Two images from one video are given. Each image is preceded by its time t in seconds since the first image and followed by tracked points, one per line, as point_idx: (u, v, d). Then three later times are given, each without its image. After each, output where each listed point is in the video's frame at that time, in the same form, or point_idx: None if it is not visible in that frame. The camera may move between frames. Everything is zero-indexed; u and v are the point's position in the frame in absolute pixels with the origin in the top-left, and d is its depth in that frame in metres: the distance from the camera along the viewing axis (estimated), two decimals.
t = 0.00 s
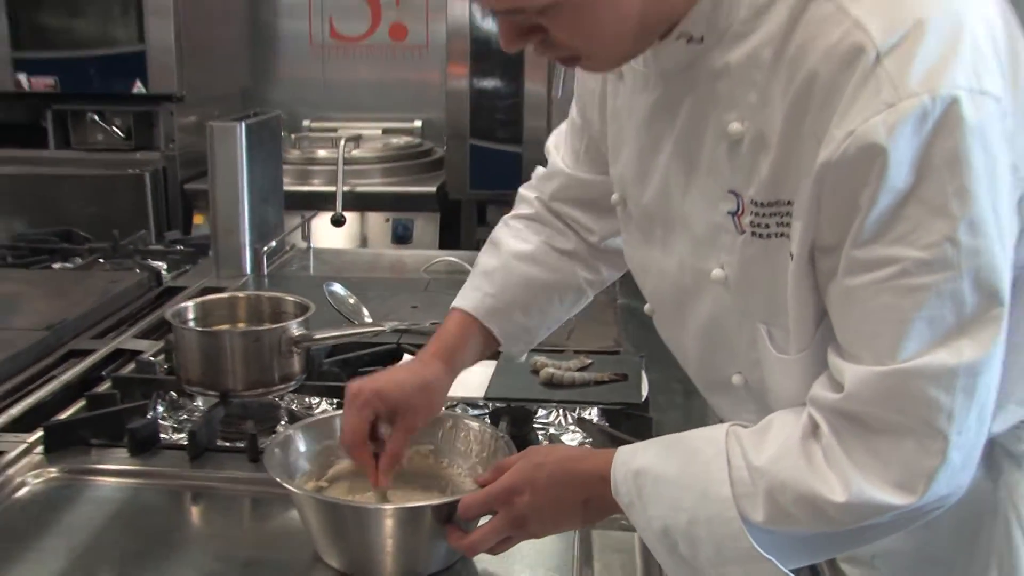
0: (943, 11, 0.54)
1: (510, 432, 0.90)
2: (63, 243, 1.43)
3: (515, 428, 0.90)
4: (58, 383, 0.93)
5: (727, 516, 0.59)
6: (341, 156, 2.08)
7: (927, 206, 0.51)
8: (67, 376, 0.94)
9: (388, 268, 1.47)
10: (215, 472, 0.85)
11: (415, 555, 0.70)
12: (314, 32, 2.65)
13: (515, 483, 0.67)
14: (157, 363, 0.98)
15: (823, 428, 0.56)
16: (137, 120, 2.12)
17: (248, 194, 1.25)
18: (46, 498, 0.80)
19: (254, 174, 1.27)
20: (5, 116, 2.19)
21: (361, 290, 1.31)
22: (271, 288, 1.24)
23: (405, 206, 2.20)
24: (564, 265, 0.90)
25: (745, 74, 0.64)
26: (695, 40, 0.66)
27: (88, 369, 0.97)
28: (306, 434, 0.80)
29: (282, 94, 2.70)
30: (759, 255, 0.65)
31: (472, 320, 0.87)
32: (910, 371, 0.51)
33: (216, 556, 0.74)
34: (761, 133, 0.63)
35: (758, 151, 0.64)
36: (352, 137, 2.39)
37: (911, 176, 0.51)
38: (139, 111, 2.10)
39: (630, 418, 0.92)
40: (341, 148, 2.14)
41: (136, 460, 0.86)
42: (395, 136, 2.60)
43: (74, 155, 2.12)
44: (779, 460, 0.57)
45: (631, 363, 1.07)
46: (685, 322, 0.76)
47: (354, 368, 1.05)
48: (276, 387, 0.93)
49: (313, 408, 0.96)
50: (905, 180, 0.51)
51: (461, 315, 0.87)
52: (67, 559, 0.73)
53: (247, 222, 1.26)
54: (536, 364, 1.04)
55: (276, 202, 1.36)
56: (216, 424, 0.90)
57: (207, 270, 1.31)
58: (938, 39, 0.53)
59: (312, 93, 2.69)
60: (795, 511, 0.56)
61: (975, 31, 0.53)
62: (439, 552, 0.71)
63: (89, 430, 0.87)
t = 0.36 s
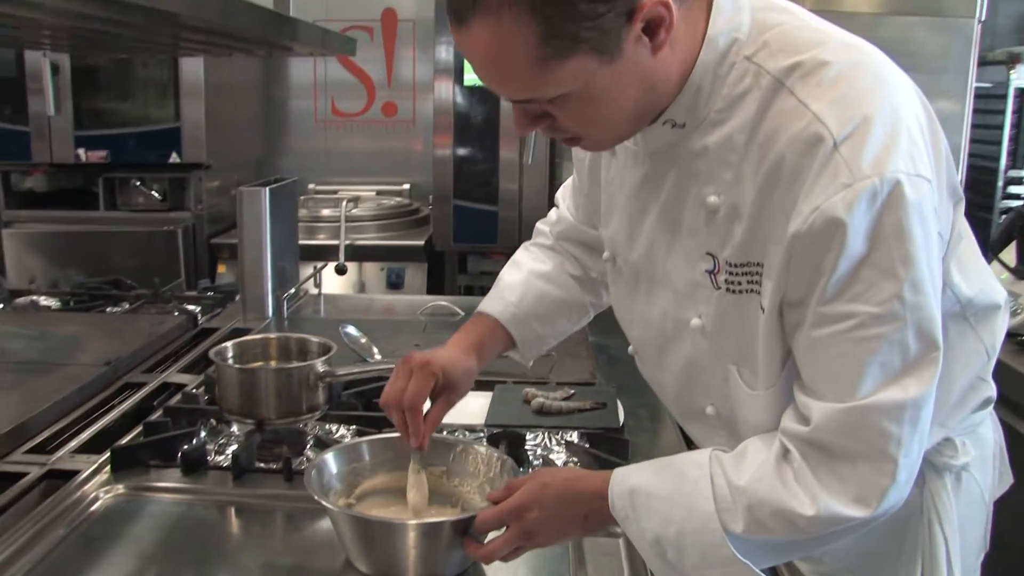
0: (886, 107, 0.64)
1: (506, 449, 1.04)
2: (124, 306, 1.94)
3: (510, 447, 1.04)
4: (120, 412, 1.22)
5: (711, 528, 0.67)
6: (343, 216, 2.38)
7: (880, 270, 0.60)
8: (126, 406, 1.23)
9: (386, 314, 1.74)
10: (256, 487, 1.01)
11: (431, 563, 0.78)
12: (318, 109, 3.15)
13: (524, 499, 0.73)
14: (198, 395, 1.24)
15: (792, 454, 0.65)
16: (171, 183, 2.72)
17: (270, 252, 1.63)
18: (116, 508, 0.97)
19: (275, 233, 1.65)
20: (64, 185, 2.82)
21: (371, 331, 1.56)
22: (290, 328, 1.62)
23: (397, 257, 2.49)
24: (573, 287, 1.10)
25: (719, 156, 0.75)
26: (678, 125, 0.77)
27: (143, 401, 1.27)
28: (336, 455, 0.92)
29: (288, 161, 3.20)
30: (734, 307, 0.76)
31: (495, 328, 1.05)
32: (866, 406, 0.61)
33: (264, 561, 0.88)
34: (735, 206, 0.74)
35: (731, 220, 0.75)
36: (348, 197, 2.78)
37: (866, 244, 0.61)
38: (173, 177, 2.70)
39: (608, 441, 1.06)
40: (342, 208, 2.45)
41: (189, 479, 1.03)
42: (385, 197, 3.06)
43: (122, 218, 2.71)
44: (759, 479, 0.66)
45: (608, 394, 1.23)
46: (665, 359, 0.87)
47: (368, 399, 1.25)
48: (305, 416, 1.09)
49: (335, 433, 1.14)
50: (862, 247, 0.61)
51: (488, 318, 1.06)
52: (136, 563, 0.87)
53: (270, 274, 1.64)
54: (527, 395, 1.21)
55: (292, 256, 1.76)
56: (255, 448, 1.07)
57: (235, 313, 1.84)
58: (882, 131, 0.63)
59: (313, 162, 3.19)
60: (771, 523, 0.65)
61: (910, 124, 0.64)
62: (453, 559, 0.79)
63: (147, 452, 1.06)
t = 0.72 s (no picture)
0: (874, 143, 0.66)
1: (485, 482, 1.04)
2: (87, 339, 1.91)
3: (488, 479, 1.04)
4: (91, 448, 1.21)
5: (703, 559, 0.68)
6: (308, 247, 2.37)
7: (871, 301, 0.62)
8: (96, 443, 1.22)
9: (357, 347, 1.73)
10: (235, 525, 1.01)
11: None
12: (281, 137, 3.14)
13: (512, 537, 0.73)
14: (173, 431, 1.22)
15: (783, 484, 0.66)
16: (133, 214, 2.68)
17: (239, 284, 1.62)
18: (92, 548, 0.98)
19: (244, 264, 1.63)
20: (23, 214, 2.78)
21: (343, 365, 1.55)
22: (260, 361, 1.61)
23: (362, 288, 2.49)
24: (543, 336, 1.09)
25: (711, 190, 0.76)
26: (670, 159, 0.78)
27: (114, 437, 1.25)
28: (321, 491, 0.91)
29: (250, 192, 3.18)
30: (725, 339, 0.78)
31: (471, 383, 1.04)
32: (859, 435, 0.62)
33: None
34: (725, 240, 0.76)
35: (725, 253, 0.76)
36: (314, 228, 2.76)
37: (858, 276, 0.63)
38: (135, 207, 2.67)
39: (587, 472, 1.06)
40: (307, 239, 2.44)
41: (166, 516, 1.03)
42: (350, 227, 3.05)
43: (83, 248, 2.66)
44: (751, 509, 0.67)
45: (585, 426, 1.22)
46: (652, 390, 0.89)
47: (345, 433, 1.24)
48: (282, 451, 1.11)
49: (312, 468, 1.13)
50: (854, 278, 0.62)
51: (461, 374, 1.04)
52: None
53: (239, 306, 1.63)
54: (506, 428, 1.20)
55: (261, 289, 1.74)
56: (233, 484, 1.06)
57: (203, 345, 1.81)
58: (873, 166, 0.65)
59: (276, 191, 3.17)
60: (763, 553, 0.66)
61: (898, 160, 0.67)
62: None
63: (123, 490, 1.06)
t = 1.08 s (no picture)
0: (891, 193, 0.67)
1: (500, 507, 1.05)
2: (108, 358, 1.94)
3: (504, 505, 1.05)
4: (113, 466, 1.23)
5: None
6: (326, 270, 2.41)
7: (886, 349, 0.63)
8: (117, 462, 1.24)
9: (374, 370, 1.75)
10: (253, 545, 1.02)
11: None
12: (302, 159, 3.19)
13: (528, 562, 0.74)
14: (192, 450, 1.24)
15: (794, 519, 0.67)
16: (155, 235, 2.73)
17: (260, 306, 1.65)
18: (113, 565, 1.00)
19: (264, 286, 1.66)
20: (47, 233, 2.83)
21: (361, 388, 1.57)
22: (279, 383, 1.63)
23: (380, 311, 2.53)
24: (572, 311, 1.22)
25: (728, 229, 0.79)
26: (692, 197, 0.79)
27: (135, 455, 1.28)
28: (340, 512, 0.93)
29: (270, 215, 3.23)
30: (740, 374, 0.79)
31: (502, 342, 1.17)
32: (869, 476, 0.63)
33: None
34: (739, 278, 0.78)
35: (740, 291, 0.78)
36: (333, 251, 2.80)
37: (873, 324, 0.63)
38: (156, 228, 2.71)
39: (601, 499, 1.07)
40: (326, 263, 2.48)
41: (185, 535, 1.05)
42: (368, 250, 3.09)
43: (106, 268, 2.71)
44: (763, 543, 0.67)
45: (600, 453, 1.23)
46: (665, 421, 0.90)
47: (362, 455, 1.26)
48: (300, 473, 1.14)
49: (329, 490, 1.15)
50: (868, 326, 0.63)
51: (493, 336, 1.17)
52: None
53: (259, 328, 1.65)
54: (522, 453, 1.21)
55: (280, 311, 1.77)
56: (251, 505, 1.08)
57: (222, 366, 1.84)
58: (890, 217, 0.66)
59: (296, 213, 3.22)
60: None
61: (914, 209, 0.68)
62: None
63: (144, 509, 1.08)
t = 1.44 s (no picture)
0: (897, 211, 0.69)
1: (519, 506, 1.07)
2: (144, 356, 2.00)
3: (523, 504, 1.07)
4: (146, 459, 1.28)
5: None
6: (357, 273, 2.46)
7: (889, 361, 0.64)
8: (151, 456, 1.29)
9: (403, 371, 1.79)
10: (281, 537, 1.06)
11: None
12: (335, 163, 3.24)
13: (543, 556, 0.76)
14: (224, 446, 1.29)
15: (801, 522, 0.68)
16: (190, 236, 2.80)
17: (291, 308, 1.69)
18: (146, 553, 1.04)
19: (296, 287, 1.70)
20: (86, 233, 2.91)
21: (389, 388, 1.61)
22: (309, 382, 1.67)
23: (411, 314, 2.57)
24: (601, 299, 1.31)
25: (738, 239, 0.81)
26: (709, 208, 0.81)
27: (167, 450, 1.32)
28: (364, 506, 0.96)
29: (304, 218, 3.29)
30: (748, 379, 0.82)
31: (534, 333, 1.27)
32: (871, 484, 0.64)
33: None
34: (749, 287, 0.80)
35: (751, 300, 0.80)
36: (364, 253, 2.85)
37: (876, 338, 0.64)
38: (192, 230, 2.78)
39: (620, 499, 1.09)
40: (358, 266, 2.52)
41: (215, 526, 1.09)
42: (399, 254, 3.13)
43: (143, 267, 2.78)
44: (770, 544, 0.69)
45: (620, 455, 1.24)
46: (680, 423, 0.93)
47: (388, 453, 1.29)
48: (326, 469, 1.17)
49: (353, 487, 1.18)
50: (872, 340, 0.64)
51: (526, 328, 1.27)
52: None
53: (290, 329, 1.69)
54: (543, 454, 1.23)
55: (311, 312, 1.81)
56: (279, 498, 1.12)
57: (254, 365, 1.89)
58: (895, 234, 0.67)
59: (329, 216, 3.27)
60: None
61: (920, 227, 0.69)
62: None
63: (176, 500, 1.12)
